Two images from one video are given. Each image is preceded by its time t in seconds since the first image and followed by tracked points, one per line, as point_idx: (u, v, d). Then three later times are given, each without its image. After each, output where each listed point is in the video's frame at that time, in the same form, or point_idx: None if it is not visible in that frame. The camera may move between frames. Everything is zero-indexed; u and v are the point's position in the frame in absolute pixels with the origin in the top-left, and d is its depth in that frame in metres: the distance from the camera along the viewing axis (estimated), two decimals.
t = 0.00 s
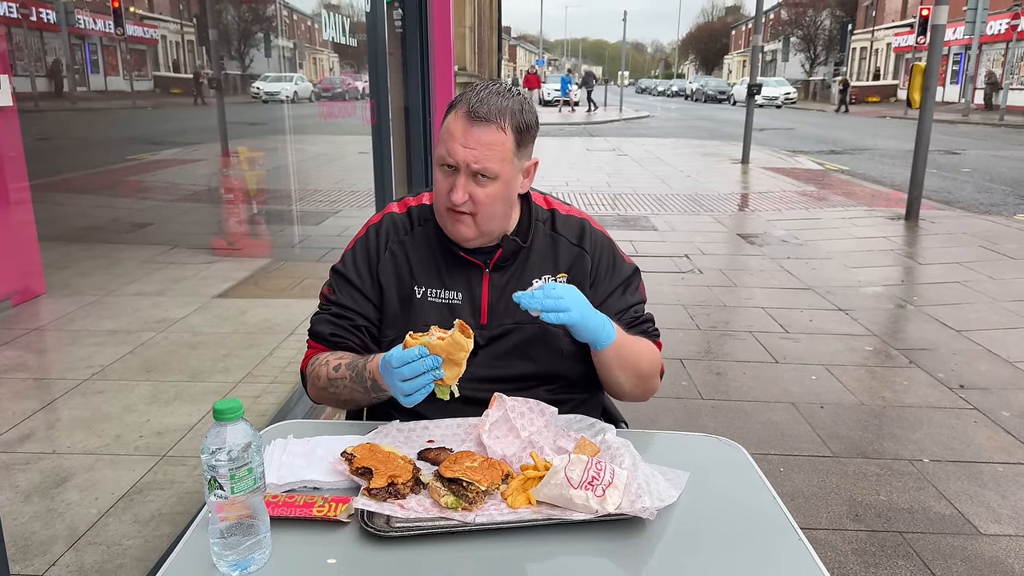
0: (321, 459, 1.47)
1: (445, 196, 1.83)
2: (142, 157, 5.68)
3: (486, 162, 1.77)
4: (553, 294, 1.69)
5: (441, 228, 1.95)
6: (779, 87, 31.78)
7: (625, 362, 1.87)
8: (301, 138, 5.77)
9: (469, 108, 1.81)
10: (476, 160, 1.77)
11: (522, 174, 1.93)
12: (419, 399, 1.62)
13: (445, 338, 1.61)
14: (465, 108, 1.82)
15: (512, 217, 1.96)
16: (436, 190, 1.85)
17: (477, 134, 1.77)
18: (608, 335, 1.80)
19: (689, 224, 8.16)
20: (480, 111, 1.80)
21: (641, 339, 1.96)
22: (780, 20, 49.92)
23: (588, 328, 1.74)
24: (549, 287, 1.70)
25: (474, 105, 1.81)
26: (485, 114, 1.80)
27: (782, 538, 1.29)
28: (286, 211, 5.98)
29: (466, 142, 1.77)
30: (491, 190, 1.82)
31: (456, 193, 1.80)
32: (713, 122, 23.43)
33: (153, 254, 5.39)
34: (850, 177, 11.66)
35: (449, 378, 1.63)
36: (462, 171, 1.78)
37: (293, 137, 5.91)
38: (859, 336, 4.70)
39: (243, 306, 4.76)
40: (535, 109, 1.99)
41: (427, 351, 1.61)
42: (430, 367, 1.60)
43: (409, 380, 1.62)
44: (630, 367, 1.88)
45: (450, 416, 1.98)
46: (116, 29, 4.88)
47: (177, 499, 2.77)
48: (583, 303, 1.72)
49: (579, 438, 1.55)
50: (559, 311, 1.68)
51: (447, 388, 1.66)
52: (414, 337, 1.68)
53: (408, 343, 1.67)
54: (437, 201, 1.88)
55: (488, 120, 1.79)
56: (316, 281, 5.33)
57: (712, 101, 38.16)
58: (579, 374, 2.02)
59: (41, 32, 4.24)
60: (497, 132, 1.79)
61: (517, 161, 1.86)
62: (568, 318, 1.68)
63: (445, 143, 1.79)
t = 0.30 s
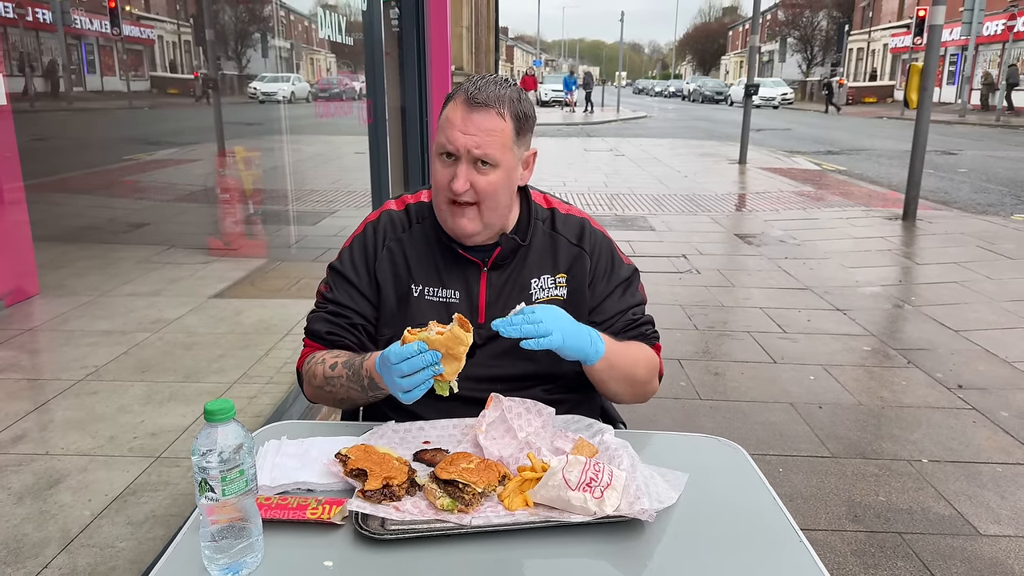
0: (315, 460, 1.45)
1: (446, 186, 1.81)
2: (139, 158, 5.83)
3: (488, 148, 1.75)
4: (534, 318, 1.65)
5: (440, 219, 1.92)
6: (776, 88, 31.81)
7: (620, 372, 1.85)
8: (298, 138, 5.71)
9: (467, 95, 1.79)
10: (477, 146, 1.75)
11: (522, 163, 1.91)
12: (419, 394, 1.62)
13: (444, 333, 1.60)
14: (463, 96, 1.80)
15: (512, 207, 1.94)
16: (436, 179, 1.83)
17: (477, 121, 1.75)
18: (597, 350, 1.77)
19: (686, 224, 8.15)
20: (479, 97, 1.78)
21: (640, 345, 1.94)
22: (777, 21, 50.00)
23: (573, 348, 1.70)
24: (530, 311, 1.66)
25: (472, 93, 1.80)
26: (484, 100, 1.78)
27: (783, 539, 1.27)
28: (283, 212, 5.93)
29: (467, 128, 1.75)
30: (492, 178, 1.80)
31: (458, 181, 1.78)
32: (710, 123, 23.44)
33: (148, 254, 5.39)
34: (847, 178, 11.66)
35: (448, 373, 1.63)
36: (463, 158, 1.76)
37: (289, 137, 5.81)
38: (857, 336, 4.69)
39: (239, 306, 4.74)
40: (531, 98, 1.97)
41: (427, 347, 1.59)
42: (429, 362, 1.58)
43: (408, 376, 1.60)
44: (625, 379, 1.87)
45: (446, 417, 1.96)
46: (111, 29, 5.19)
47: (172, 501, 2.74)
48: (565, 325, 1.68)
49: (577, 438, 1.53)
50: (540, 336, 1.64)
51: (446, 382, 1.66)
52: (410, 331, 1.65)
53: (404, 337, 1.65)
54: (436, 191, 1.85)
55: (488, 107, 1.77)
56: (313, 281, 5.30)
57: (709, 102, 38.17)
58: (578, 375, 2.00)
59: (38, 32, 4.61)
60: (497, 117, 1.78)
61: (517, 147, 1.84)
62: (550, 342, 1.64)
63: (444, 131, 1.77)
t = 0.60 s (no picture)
0: (315, 461, 1.44)
1: (456, 196, 1.80)
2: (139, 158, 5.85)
3: (497, 157, 1.74)
4: (534, 343, 1.62)
5: (448, 225, 1.91)
6: (774, 88, 31.83)
7: (620, 377, 1.84)
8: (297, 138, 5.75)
9: (470, 104, 1.76)
10: (487, 156, 1.73)
11: (527, 163, 1.90)
12: (414, 399, 1.60)
13: (447, 339, 1.59)
14: (466, 104, 1.77)
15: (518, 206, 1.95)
16: (445, 190, 1.81)
17: (484, 130, 1.73)
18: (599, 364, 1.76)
19: (685, 224, 8.15)
20: (483, 105, 1.75)
21: (640, 349, 1.93)
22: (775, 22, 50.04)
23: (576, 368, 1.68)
24: (530, 337, 1.64)
25: (475, 100, 1.77)
26: (488, 107, 1.76)
27: (787, 541, 1.26)
28: (282, 212, 5.93)
29: (475, 139, 1.73)
30: (502, 184, 1.79)
31: (469, 191, 1.77)
32: (709, 123, 23.44)
33: (147, 254, 5.38)
34: (846, 178, 11.67)
35: (446, 381, 1.60)
36: (473, 169, 1.75)
37: (288, 137, 5.86)
38: (856, 336, 4.69)
39: (237, 307, 4.72)
40: (529, 93, 1.95)
41: (427, 351, 1.59)
42: (430, 367, 1.57)
43: (407, 379, 1.59)
44: (625, 383, 1.85)
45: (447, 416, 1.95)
46: (109, 30, 5.31)
47: (171, 502, 2.72)
48: (565, 345, 1.66)
49: (579, 439, 1.52)
50: (546, 361, 1.61)
51: (444, 392, 1.62)
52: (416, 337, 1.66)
53: (409, 339, 1.65)
54: (445, 200, 1.84)
55: (492, 114, 1.75)
56: (311, 281, 5.29)
57: (708, 102, 38.17)
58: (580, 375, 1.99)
59: (35, 31, 4.75)
60: (503, 124, 1.76)
61: (522, 149, 1.83)
62: (556, 366, 1.61)
63: (451, 143, 1.74)
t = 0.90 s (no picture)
0: (312, 462, 1.43)
1: (455, 201, 1.79)
2: (136, 158, 5.81)
3: (496, 162, 1.73)
4: (524, 316, 1.64)
5: (446, 229, 1.91)
6: (773, 88, 31.85)
7: (618, 375, 1.84)
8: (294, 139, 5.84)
9: (470, 108, 1.75)
10: (486, 162, 1.73)
11: (526, 166, 1.90)
12: (411, 399, 1.59)
13: (448, 339, 1.58)
14: (465, 108, 1.76)
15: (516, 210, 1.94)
16: (444, 194, 1.80)
17: (484, 136, 1.72)
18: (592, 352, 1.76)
19: (684, 224, 8.15)
20: (482, 110, 1.74)
21: (638, 346, 1.92)
22: (773, 22, 50.07)
23: (563, 348, 1.68)
24: (522, 307, 1.66)
25: (474, 105, 1.76)
26: (487, 112, 1.75)
27: (785, 541, 1.26)
28: (280, 212, 5.93)
29: (475, 145, 1.72)
30: (501, 189, 1.79)
31: (468, 196, 1.77)
32: (707, 124, 23.46)
33: (144, 255, 5.36)
34: (845, 178, 11.68)
35: (445, 381, 1.60)
36: (472, 174, 1.74)
37: (287, 137, 5.91)
38: (855, 336, 4.69)
39: (236, 307, 4.71)
40: (527, 94, 1.94)
41: (428, 350, 1.58)
42: (429, 365, 1.57)
43: (406, 377, 1.58)
44: (622, 380, 1.85)
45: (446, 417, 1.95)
46: (107, 29, 5.24)
47: (168, 503, 2.71)
48: (556, 327, 1.66)
49: (577, 439, 1.52)
50: (528, 333, 1.63)
51: (441, 392, 1.62)
52: (416, 336, 1.65)
53: (410, 340, 1.65)
54: (444, 205, 1.83)
55: (492, 119, 1.74)
56: (309, 281, 5.28)
57: (707, 102, 38.17)
58: (578, 375, 1.99)
59: (33, 32, 4.71)
60: (502, 129, 1.75)
61: (521, 154, 1.82)
62: (536, 340, 1.62)
63: (450, 148, 1.74)
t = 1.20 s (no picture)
0: (308, 463, 1.42)
1: (452, 198, 1.78)
2: (135, 157, 5.83)
3: (493, 159, 1.73)
4: (524, 346, 1.61)
5: (444, 227, 1.90)
6: (772, 89, 31.86)
7: (616, 384, 1.83)
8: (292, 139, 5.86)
9: (467, 105, 1.75)
10: (483, 159, 1.72)
11: (523, 163, 1.89)
12: (410, 401, 1.58)
13: (446, 342, 1.57)
14: (461, 105, 1.75)
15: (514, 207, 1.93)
16: (441, 192, 1.79)
17: (481, 132, 1.72)
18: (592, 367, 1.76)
19: (683, 224, 8.14)
20: (479, 106, 1.73)
21: (636, 351, 1.92)
22: (773, 22, 50.06)
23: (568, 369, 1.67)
24: (520, 336, 1.63)
25: (471, 101, 1.75)
26: (484, 109, 1.74)
27: (784, 542, 1.25)
28: (279, 212, 5.92)
29: (472, 142, 1.71)
30: (498, 186, 1.78)
31: (465, 193, 1.76)
32: (707, 124, 23.46)
33: (143, 255, 5.35)
34: (844, 178, 11.68)
35: (443, 385, 1.58)
36: (469, 171, 1.73)
37: (286, 137, 5.91)
38: (854, 336, 4.68)
39: (234, 307, 4.70)
40: (524, 91, 1.93)
41: (426, 353, 1.57)
42: (427, 368, 1.56)
43: (404, 380, 1.57)
44: (620, 387, 1.84)
45: (443, 418, 1.94)
46: (107, 29, 5.17)
47: (165, 504, 2.69)
48: (558, 354, 1.64)
49: (576, 440, 1.51)
50: (531, 366, 1.60)
51: (440, 395, 1.60)
52: (415, 339, 1.65)
53: (408, 343, 1.64)
54: (441, 203, 1.82)
55: (488, 115, 1.73)
56: (308, 281, 5.27)
57: (706, 103, 38.16)
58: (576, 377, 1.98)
59: (33, 32, 4.63)
60: (499, 125, 1.74)
61: (518, 150, 1.81)
62: (540, 371, 1.60)
63: (447, 145, 1.73)
